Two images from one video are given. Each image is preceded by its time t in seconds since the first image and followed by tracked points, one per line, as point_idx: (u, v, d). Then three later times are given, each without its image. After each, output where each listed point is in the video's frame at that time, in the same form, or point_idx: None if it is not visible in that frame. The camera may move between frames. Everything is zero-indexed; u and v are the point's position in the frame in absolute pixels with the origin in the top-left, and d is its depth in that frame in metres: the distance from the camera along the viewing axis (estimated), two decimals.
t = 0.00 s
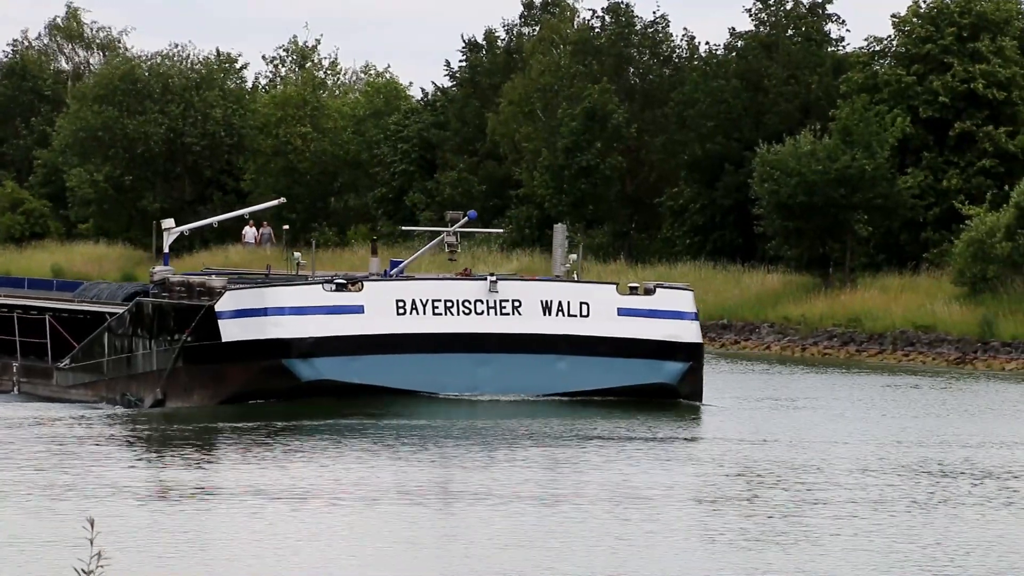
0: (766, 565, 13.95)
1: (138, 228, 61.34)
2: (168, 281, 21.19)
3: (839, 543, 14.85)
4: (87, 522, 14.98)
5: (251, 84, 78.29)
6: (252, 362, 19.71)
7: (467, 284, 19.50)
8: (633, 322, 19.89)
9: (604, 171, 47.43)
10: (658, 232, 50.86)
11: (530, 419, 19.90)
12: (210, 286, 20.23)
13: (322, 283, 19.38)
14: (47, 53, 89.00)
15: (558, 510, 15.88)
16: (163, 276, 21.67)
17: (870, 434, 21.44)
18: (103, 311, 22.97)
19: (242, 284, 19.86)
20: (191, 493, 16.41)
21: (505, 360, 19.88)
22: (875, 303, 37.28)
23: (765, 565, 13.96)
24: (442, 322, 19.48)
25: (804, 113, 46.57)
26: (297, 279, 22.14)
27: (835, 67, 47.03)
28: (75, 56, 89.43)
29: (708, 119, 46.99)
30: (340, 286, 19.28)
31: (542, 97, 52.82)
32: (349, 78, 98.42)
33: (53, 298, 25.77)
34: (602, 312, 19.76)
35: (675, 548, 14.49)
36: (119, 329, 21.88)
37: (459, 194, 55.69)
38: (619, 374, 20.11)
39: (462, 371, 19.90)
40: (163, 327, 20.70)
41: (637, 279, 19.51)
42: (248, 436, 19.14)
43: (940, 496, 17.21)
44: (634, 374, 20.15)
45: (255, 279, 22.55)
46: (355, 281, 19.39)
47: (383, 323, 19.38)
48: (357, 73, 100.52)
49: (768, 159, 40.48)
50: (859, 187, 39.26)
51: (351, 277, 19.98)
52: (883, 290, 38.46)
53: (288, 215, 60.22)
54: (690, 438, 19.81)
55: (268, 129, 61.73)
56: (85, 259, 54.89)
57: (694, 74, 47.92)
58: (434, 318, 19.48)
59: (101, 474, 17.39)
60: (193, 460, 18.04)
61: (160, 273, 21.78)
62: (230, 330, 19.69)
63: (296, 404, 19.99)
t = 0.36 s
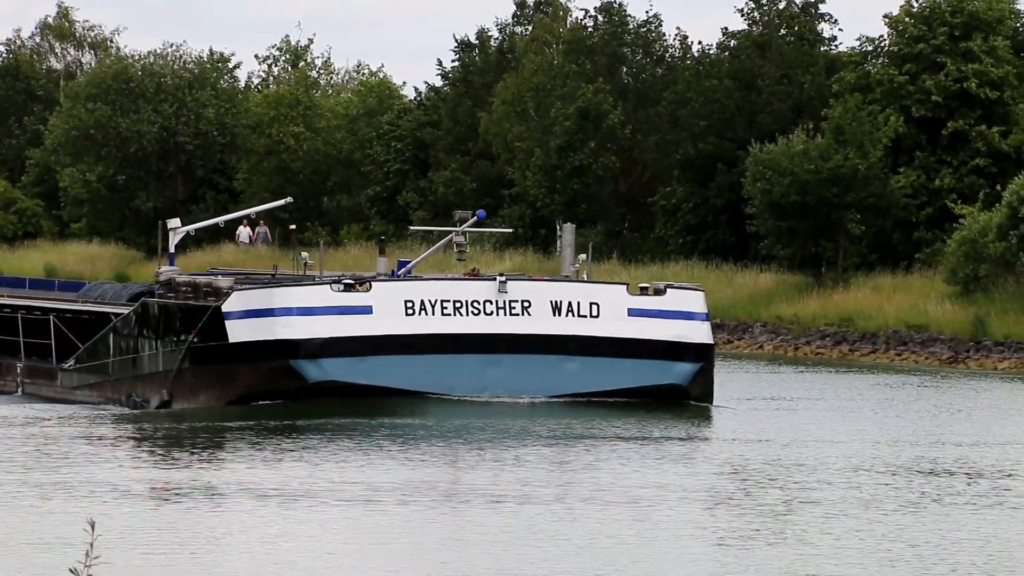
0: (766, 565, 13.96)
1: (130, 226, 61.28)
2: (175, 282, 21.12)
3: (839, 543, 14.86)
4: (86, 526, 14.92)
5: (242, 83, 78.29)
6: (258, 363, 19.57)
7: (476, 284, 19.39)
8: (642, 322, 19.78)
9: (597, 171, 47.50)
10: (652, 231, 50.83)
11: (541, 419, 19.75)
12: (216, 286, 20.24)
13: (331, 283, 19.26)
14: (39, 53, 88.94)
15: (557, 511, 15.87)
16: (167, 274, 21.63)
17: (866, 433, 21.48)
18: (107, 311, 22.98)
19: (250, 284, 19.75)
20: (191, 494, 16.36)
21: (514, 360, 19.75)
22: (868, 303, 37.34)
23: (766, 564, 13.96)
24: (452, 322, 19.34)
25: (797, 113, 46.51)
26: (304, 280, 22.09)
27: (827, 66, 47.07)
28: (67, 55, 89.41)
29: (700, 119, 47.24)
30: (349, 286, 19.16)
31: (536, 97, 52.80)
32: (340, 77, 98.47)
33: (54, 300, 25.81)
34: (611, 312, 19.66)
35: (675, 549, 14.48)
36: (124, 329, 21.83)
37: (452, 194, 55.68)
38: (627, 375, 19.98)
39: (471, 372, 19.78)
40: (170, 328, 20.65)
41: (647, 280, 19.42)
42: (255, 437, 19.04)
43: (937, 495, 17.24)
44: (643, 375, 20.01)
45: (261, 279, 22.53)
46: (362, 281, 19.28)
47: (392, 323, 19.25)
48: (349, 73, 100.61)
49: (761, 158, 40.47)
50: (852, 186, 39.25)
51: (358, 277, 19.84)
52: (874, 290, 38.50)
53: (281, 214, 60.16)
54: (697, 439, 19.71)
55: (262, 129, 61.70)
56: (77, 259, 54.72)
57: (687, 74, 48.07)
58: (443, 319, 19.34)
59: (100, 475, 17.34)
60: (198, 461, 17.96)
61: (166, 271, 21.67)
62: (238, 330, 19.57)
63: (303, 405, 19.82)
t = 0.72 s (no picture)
0: (776, 562, 13.94)
1: (127, 225, 61.22)
2: (186, 281, 21.01)
3: (837, 542, 14.84)
4: (89, 524, 14.86)
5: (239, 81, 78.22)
6: (269, 364, 19.56)
7: (490, 283, 19.30)
8: (657, 322, 19.64)
9: (593, 169, 47.43)
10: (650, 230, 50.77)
11: (555, 419, 19.67)
12: (227, 284, 20.14)
13: (343, 282, 19.20)
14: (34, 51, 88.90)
15: (556, 509, 15.83)
16: (178, 274, 21.62)
17: (868, 432, 21.43)
18: (116, 310, 22.91)
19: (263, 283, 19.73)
20: (191, 493, 16.30)
21: (528, 361, 19.65)
22: (865, 301, 37.35)
23: (765, 563, 13.93)
24: (465, 321, 19.27)
25: (792, 111, 46.75)
26: (316, 278, 22.01)
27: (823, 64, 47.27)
28: (63, 53, 89.36)
29: (695, 117, 47.09)
30: (360, 285, 19.08)
31: (533, 94, 52.72)
32: (336, 75, 98.44)
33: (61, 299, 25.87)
34: (625, 311, 19.54)
35: (675, 547, 14.44)
36: (134, 328, 21.71)
37: (449, 192, 55.60)
38: (643, 375, 19.84)
39: (486, 372, 19.70)
40: (181, 327, 20.57)
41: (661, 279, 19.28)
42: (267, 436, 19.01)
43: (935, 493, 17.24)
44: (659, 375, 19.88)
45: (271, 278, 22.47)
46: (375, 280, 19.21)
47: (405, 323, 19.17)
48: (345, 72, 100.63)
49: (757, 157, 40.43)
50: (849, 184, 39.32)
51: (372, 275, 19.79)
52: (871, 288, 38.49)
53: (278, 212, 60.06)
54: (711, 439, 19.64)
55: (258, 127, 61.63)
56: (72, 258, 54.61)
57: (683, 71, 48.01)
58: (456, 318, 19.26)
59: (99, 473, 17.28)
60: (209, 459, 17.92)
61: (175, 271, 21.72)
62: (251, 330, 19.52)
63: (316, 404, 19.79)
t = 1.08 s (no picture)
0: (793, 552, 13.96)
1: (129, 216, 61.22)
2: (200, 271, 20.98)
3: (841, 531, 14.83)
4: (87, 515, 14.84)
5: (240, 72, 78.19)
6: (284, 356, 19.57)
7: (508, 274, 19.33)
8: (676, 313, 19.69)
9: (594, 159, 47.46)
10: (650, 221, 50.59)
11: (573, 411, 19.68)
12: (242, 276, 20.07)
13: (361, 274, 19.26)
14: (35, 42, 88.87)
15: (561, 499, 15.81)
16: (194, 263, 21.30)
17: (873, 422, 21.45)
18: (130, 302, 22.84)
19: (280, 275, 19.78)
20: (199, 483, 16.29)
21: (545, 353, 19.68)
22: (865, 291, 37.38)
23: (773, 553, 13.91)
24: (483, 313, 19.29)
25: (794, 102, 46.57)
26: (333, 269, 21.98)
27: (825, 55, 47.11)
28: (63, 44, 89.37)
29: (697, 108, 47.13)
30: (378, 277, 19.12)
31: (534, 85, 52.74)
32: (337, 66, 98.43)
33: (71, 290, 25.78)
34: (644, 303, 19.58)
35: (681, 537, 14.42)
36: (148, 319, 21.53)
37: (451, 182, 55.60)
38: (663, 368, 19.85)
39: (503, 365, 19.71)
40: (197, 319, 20.50)
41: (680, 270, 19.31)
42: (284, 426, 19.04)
43: (938, 482, 17.26)
44: (678, 367, 19.89)
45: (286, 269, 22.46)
46: (392, 272, 19.23)
47: (423, 314, 19.20)
48: (346, 62, 100.66)
49: (758, 148, 40.41)
50: (851, 173, 39.37)
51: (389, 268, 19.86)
52: (873, 278, 38.49)
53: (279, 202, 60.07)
54: (733, 429, 19.71)
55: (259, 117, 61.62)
56: (74, 248, 54.66)
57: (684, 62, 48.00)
58: (474, 310, 19.29)
59: (106, 464, 17.25)
60: (221, 450, 17.95)
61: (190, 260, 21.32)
62: (267, 322, 19.52)
63: (331, 396, 19.84)
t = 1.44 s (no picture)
0: (796, 539, 14.03)
1: (125, 202, 61.22)
2: (210, 259, 21.08)
3: (836, 518, 14.87)
4: (75, 501, 14.91)
5: (237, 58, 78.20)
6: (296, 344, 19.66)
7: (521, 261, 19.36)
8: (691, 301, 19.63)
9: (591, 145, 47.50)
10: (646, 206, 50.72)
11: (585, 398, 19.69)
12: (254, 263, 20.10)
13: (373, 261, 19.32)
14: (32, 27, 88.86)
15: (562, 485, 15.84)
16: (204, 252, 21.51)
17: (870, 408, 21.48)
18: (138, 290, 22.92)
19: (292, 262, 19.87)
20: (202, 470, 16.36)
21: (558, 341, 19.74)
22: (861, 277, 37.40)
23: (777, 539, 13.99)
24: (495, 301, 19.35)
25: (791, 87, 46.90)
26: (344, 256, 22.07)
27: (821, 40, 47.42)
28: (60, 29, 89.40)
29: (694, 94, 46.97)
30: (390, 264, 19.20)
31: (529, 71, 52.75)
32: (333, 51, 98.44)
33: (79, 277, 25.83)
34: (658, 290, 19.57)
35: (684, 522, 14.50)
36: (156, 307, 21.70)
37: (446, 168, 55.60)
38: (678, 356, 19.79)
39: (516, 352, 19.75)
40: (206, 307, 20.65)
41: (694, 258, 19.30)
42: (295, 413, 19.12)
43: (935, 468, 17.29)
44: (693, 355, 19.82)
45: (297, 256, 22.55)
46: (404, 259, 19.31)
47: (435, 302, 19.28)
48: (343, 48, 100.69)
49: (755, 133, 40.45)
50: (846, 159, 39.37)
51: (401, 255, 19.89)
52: (868, 264, 38.52)
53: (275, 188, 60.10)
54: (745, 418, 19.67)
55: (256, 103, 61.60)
56: (69, 235, 54.60)
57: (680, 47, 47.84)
58: (487, 297, 19.35)
59: (108, 450, 17.31)
60: (225, 436, 17.99)
61: (201, 250, 21.45)
62: (278, 310, 19.62)
63: (343, 384, 19.88)
